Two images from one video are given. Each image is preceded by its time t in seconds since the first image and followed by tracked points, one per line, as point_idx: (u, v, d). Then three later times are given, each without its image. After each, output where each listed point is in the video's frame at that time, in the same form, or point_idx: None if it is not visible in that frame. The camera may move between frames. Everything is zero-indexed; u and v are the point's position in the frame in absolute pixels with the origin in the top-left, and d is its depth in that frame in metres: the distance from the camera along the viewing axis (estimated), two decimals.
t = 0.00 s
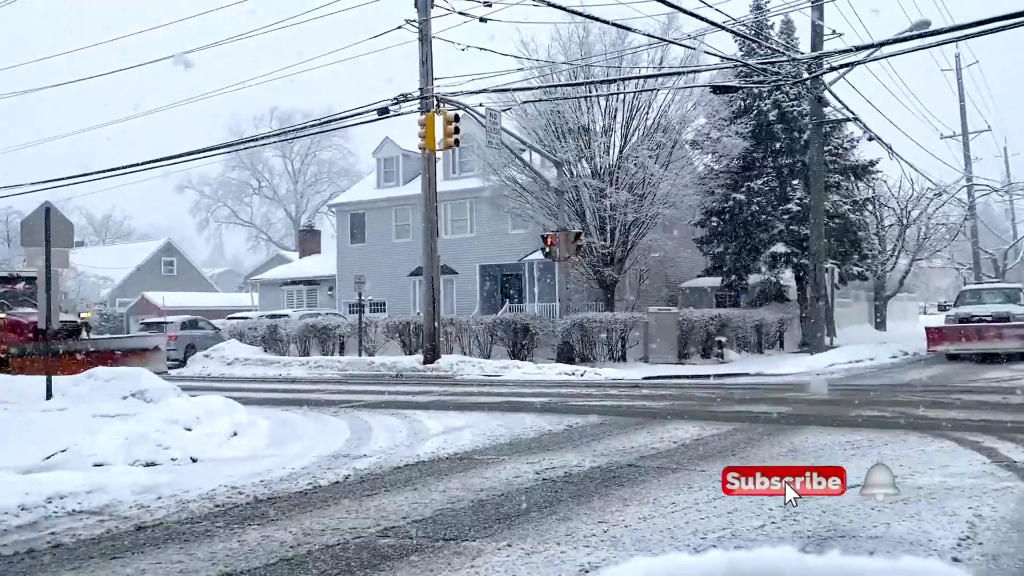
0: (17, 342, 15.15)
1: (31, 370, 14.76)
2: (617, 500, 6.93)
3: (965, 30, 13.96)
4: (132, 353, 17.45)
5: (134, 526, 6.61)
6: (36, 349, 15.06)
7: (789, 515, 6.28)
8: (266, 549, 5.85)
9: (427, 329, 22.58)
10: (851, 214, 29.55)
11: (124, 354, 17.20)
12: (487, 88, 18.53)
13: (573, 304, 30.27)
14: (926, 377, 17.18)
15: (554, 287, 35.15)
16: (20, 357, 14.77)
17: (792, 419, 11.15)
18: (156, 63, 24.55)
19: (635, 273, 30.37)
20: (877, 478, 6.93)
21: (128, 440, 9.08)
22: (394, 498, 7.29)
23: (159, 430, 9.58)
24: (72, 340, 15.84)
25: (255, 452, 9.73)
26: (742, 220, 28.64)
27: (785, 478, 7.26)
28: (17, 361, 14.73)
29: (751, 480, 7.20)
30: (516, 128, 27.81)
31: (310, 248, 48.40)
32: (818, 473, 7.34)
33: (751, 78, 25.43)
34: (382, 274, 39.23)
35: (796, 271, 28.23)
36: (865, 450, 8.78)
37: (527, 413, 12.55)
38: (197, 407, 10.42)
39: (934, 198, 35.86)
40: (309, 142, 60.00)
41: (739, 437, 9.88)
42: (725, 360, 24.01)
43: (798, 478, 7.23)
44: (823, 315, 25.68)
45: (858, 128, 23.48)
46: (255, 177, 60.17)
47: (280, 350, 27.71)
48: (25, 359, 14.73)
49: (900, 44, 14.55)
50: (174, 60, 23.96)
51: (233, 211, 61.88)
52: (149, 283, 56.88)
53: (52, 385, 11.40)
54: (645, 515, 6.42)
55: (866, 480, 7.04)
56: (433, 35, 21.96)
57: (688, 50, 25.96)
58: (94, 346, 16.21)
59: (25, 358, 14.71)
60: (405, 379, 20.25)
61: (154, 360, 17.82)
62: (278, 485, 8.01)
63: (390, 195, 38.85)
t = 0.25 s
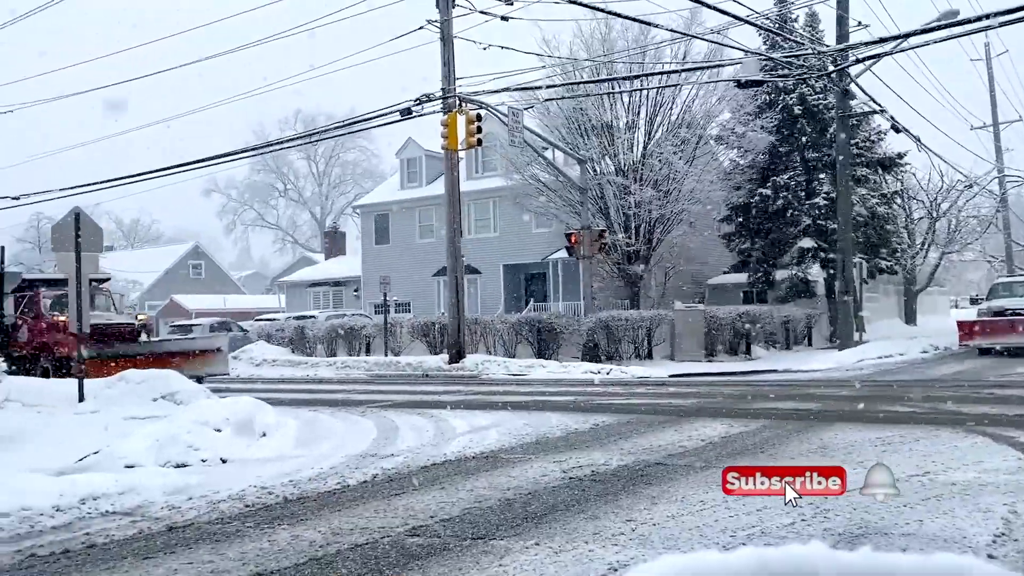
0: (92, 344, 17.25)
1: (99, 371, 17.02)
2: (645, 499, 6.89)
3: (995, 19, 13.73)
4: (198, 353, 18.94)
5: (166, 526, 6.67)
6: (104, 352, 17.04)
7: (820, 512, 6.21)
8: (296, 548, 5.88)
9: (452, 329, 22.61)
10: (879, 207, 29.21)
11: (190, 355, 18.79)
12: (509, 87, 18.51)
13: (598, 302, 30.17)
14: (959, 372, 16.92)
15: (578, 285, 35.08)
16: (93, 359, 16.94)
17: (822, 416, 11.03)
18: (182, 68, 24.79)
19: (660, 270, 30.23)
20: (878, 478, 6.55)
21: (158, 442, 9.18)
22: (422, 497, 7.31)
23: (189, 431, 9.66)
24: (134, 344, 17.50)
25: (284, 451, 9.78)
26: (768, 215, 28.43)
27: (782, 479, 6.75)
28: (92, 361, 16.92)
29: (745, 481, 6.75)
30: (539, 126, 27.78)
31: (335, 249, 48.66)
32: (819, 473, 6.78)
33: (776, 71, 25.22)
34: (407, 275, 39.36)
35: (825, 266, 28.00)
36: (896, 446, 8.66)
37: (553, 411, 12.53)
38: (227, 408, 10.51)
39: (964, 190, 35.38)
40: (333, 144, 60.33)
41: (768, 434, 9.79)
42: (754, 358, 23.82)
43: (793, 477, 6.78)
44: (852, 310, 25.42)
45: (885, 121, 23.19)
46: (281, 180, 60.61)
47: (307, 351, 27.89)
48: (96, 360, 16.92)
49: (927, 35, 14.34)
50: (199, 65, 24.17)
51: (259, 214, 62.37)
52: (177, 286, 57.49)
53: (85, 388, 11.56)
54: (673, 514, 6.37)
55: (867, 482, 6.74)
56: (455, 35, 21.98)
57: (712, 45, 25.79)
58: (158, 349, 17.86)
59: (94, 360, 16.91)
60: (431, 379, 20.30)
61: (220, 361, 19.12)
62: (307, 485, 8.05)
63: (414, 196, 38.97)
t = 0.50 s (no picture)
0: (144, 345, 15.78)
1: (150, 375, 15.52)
2: (672, 496, 6.85)
3: None
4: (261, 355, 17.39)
5: (196, 525, 6.72)
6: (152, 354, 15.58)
7: (850, 508, 6.14)
8: (324, 546, 5.90)
9: (476, 327, 22.62)
10: (907, 200, 28.88)
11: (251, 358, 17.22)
12: (531, 85, 18.48)
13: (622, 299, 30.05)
14: (990, 366, 16.69)
15: (602, 282, 34.98)
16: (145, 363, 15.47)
17: (850, 411, 10.92)
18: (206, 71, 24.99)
19: (685, 266, 30.05)
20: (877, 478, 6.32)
21: (188, 441, 9.25)
22: (449, 494, 7.31)
23: (217, 431, 9.73)
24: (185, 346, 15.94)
25: (311, 450, 9.83)
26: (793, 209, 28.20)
27: (781, 478, 6.46)
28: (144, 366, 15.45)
29: (739, 481, 6.53)
30: (561, 122, 27.71)
31: (359, 249, 48.88)
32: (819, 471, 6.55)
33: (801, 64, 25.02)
34: (430, 274, 39.46)
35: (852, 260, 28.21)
36: (927, 441, 8.56)
37: (578, 409, 12.50)
38: (254, 408, 10.59)
39: (993, 181, 34.91)
40: (356, 144, 60.58)
41: (795, 430, 9.70)
42: (781, 353, 23.66)
43: (793, 477, 6.49)
44: (880, 305, 25.15)
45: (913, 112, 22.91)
46: (304, 181, 60.96)
47: (332, 350, 28.02)
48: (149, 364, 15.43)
49: (955, 24, 14.15)
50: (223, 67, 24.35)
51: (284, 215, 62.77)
52: (204, 287, 57.98)
53: (114, 389, 11.68)
54: (701, 511, 6.32)
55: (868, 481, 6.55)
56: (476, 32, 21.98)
57: (735, 38, 25.60)
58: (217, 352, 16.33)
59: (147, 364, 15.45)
60: (456, 378, 20.33)
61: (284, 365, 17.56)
62: (335, 483, 8.08)
63: (436, 195, 39.04)
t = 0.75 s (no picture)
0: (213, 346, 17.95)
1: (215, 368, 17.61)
2: (699, 491, 6.82)
3: None
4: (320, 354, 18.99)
5: (225, 522, 6.79)
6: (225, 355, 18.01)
7: (879, 503, 6.07)
8: (352, 542, 5.94)
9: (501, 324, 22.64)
10: (936, 191, 28.51)
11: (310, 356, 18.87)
12: (552, 81, 18.45)
13: (647, 295, 29.95)
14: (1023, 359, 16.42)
15: (626, 278, 34.87)
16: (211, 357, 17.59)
17: (880, 406, 10.80)
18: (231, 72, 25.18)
19: (710, 261, 29.88)
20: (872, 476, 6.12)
21: (217, 440, 9.35)
22: (475, 491, 7.33)
23: (246, 428, 9.83)
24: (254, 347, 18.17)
25: (338, 447, 9.90)
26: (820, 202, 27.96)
27: (782, 478, 6.52)
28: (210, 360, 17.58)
29: (741, 481, 6.54)
30: (584, 118, 27.64)
31: (383, 248, 49.07)
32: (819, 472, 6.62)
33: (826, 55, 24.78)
34: (454, 271, 39.54)
35: (880, 253, 27.66)
36: (958, 436, 8.44)
37: (604, 405, 12.46)
38: (282, 406, 10.68)
39: None
40: (379, 143, 60.85)
41: (823, 425, 9.62)
42: (808, 348, 23.53)
43: (793, 476, 6.58)
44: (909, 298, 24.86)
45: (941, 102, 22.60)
46: (329, 180, 61.29)
47: (358, 348, 28.17)
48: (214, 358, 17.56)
49: (985, 13, 13.91)
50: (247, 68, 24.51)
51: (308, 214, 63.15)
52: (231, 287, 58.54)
53: (145, 388, 11.84)
54: (728, 506, 6.29)
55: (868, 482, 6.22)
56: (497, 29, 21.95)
57: (759, 31, 25.41)
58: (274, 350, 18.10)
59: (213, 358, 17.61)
60: (481, 375, 20.36)
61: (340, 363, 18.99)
62: (362, 480, 8.13)
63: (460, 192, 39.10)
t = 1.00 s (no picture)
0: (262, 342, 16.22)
1: (267, 370, 15.89)
2: (718, 487, 6.79)
3: None
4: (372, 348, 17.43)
5: (245, 518, 6.83)
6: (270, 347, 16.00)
7: (899, 499, 6.03)
8: (372, 538, 5.96)
9: (518, 321, 22.61)
10: (956, 184, 28.27)
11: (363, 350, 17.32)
12: (568, 77, 18.39)
13: (664, 290, 29.83)
14: None
15: (643, 274, 34.75)
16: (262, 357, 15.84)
17: (899, 401, 10.71)
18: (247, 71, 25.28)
19: (728, 256, 29.75)
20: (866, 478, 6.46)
21: (236, 437, 9.41)
22: (493, 487, 7.34)
23: (265, 426, 9.89)
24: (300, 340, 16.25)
25: (357, 444, 9.94)
26: (838, 196, 27.82)
27: (782, 479, 6.77)
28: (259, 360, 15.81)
29: (739, 481, 6.65)
30: (599, 113, 27.57)
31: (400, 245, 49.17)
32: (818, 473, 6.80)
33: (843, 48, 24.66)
34: (471, 268, 39.56)
35: (899, 248, 27.61)
36: (980, 431, 8.37)
37: (621, 401, 12.44)
38: (301, 403, 10.73)
39: None
40: (395, 140, 60.97)
41: (843, 420, 9.55)
42: (827, 343, 23.42)
43: (793, 475, 6.92)
44: (929, 292, 24.68)
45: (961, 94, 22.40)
46: (345, 178, 61.45)
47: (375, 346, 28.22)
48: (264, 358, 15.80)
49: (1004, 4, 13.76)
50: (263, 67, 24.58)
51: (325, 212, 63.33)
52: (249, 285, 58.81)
53: (164, 386, 11.91)
54: (747, 503, 6.26)
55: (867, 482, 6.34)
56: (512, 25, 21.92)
57: (776, 24, 25.26)
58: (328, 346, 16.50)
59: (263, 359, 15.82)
60: (498, 371, 20.35)
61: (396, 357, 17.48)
62: (380, 476, 8.16)
63: (476, 189, 39.11)
